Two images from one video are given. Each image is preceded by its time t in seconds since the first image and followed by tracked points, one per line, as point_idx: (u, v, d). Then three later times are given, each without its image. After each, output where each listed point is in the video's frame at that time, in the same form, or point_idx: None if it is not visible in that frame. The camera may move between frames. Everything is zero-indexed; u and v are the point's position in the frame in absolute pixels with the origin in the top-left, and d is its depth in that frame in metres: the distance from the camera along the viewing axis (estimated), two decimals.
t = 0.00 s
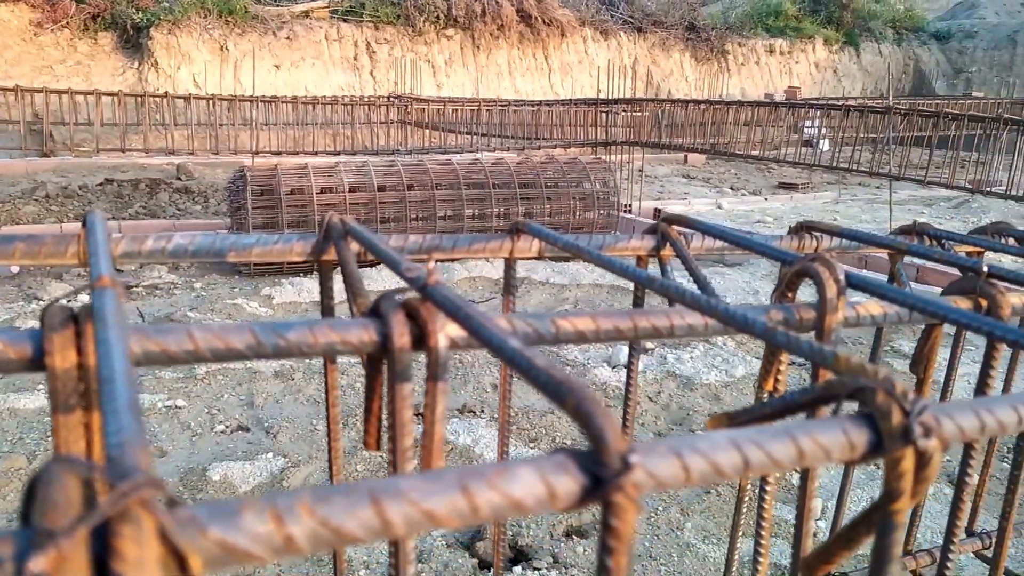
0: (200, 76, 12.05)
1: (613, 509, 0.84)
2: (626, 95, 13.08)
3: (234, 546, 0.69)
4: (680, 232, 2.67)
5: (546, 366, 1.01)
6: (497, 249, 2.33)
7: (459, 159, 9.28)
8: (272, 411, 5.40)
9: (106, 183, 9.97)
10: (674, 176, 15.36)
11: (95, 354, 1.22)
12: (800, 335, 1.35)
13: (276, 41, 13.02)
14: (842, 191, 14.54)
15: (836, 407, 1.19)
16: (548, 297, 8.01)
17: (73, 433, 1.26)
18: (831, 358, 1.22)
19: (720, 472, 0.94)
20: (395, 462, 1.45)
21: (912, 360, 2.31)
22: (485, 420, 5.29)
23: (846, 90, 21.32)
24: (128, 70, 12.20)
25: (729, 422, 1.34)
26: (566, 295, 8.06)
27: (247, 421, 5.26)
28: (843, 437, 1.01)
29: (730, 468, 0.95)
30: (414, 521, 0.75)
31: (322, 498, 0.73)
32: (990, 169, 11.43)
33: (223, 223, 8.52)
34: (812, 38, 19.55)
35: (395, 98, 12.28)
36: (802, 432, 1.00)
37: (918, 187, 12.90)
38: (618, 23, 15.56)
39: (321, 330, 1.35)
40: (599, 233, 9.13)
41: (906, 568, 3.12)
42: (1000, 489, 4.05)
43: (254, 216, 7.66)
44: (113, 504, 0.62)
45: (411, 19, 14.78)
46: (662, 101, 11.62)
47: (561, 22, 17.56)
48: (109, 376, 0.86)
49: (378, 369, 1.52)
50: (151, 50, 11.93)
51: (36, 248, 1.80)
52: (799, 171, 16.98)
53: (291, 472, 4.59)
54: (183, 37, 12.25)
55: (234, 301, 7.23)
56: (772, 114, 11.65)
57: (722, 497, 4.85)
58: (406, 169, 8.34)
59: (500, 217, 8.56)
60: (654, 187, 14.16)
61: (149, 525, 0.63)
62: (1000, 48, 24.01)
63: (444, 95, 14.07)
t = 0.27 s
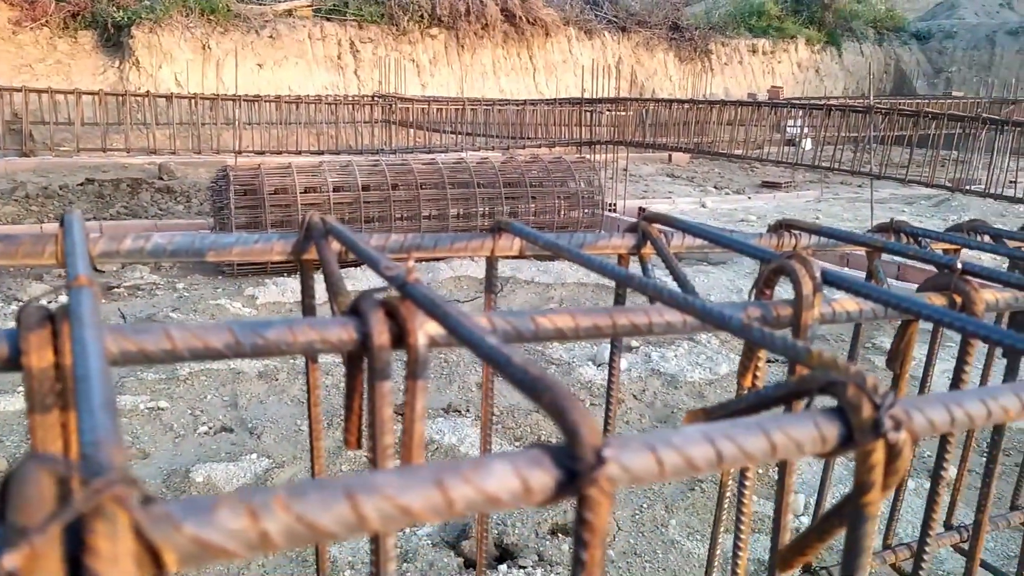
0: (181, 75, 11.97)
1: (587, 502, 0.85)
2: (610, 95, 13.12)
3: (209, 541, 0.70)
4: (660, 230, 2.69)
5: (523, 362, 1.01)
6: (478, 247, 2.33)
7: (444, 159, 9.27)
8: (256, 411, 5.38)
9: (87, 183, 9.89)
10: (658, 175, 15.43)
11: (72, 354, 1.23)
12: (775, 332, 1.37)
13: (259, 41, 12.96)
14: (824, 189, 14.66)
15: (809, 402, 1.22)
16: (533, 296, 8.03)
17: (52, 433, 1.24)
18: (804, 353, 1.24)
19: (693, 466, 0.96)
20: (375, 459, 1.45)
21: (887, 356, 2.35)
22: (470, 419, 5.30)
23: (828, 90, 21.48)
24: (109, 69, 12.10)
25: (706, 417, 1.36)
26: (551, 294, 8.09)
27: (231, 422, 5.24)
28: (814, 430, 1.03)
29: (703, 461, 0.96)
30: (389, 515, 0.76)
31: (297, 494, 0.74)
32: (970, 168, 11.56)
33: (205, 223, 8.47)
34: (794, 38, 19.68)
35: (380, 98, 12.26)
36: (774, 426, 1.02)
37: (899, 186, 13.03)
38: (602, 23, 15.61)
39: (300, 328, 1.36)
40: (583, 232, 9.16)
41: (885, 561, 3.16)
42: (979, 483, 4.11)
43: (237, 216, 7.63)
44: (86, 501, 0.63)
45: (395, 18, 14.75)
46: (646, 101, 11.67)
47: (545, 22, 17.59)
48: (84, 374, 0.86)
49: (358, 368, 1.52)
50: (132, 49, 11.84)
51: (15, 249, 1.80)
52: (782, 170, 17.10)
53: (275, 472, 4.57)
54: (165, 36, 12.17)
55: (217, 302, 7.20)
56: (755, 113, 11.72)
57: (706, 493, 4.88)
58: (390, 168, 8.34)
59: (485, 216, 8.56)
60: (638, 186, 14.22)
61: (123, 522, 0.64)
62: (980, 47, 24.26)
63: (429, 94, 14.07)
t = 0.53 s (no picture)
0: (161, 76, 11.88)
1: (557, 502, 0.86)
2: (592, 95, 13.16)
3: (177, 547, 0.70)
4: (638, 231, 2.71)
5: (495, 364, 1.02)
6: (456, 249, 2.33)
7: (427, 160, 9.26)
8: (237, 414, 5.35)
9: (64, 185, 9.79)
10: (640, 176, 15.50)
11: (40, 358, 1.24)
12: (747, 333, 1.38)
13: (239, 41, 12.87)
14: (804, 189, 14.78)
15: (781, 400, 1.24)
16: (517, 297, 8.04)
17: (22, 436, 1.27)
18: (774, 353, 1.26)
19: (662, 466, 0.97)
20: (350, 462, 1.45)
21: (861, 355, 2.38)
22: (453, 420, 5.30)
23: (808, 91, 21.66)
24: (87, 69, 11.98)
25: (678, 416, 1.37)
26: (534, 295, 8.10)
27: (212, 426, 5.21)
28: (782, 429, 1.05)
29: (673, 461, 0.98)
30: (359, 518, 0.77)
31: (266, 498, 0.75)
32: (947, 168, 11.70)
33: (185, 225, 8.42)
34: (775, 39, 19.83)
35: (362, 99, 12.22)
36: (742, 425, 1.03)
37: (878, 186, 13.16)
38: (584, 23, 15.66)
39: (275, 331, 1.36)
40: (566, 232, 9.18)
41: (863, 557, 3.20)
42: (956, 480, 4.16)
43: (217, 218, 7.59)
44: (52, 506, 0.63)
45: (377, 19, 14.70)
46: (627, 101, 11.72)
47: (527, 23, 17.61)
48: (53, 378, 0.86)
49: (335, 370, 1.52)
50: (110, 49, 11.73)
51: None
52: (763, 170, 17.22)
53: (257, 476, 4.55)
54: (144, 36, 12.06)
55: (198, 304, 7.15)
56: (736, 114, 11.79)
57: (688, 492, 4.91)
58: (372, 169, 8.33)
59: (468, 217, 8.54)
60: (621, 187, 14.27)
61: (89, 527, 0.64)
62: (956, 48, 24.53)
63: (411, 95, 14.05)
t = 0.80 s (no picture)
0: (142, 76, 11.79)
1: (528, 500, 0.86)
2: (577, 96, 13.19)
3: (143, 548, 0.70)
4: (617, 230, 2.72)
5: (468, 364, 1.02)
6: (435, 250, 2.33)
7: (411, 160, 9.25)
8: (220, 416, 5.32)
9: (44, 186, 9.70)
10: (625, 176, 15.55)
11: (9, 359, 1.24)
12: (723, 332, 1.40)
13: (222, 41, 12.80)
14: (787, 190, 14.89)
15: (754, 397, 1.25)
16: (502, 297, 8.05)
17: None
18: (747, 352, 1.27)
19: (634, 463, 0.97)
20: (326, 462, 1.45)
21: (838, 353, 2.41)
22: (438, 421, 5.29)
23: (791, 92, 21.82)
24: (67, 69, 11.87)
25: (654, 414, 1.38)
26: (519, 295, 8.11)
27: (194, 428, 5.18)
28: (753, 427, 1.07)
29: (645, 460, 0.98)
30: (328, 518, 0.77)
31: (234, 498, 0.74)
32: (927, 168, 11.82)
33: (167, 226, 8.36)
34: (758, 41, 19.96)
35: (346, 99, 12.19)
36: (714, 423, 1.04)
37: (860, 187, 13.28)
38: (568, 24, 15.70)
39: (250, 332, 1.35)
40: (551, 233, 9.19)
41: (844, 554, 3.23)
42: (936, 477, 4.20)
43: (200, 219, 7.55)
44: (14, 508, 0.63)
45: (361, 19, 14.66)
46: (612, 102, 11.75)
47: (512, 24, 17.63)
48: (19, 379, 0.86)
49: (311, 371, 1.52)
50: (91, 49, 11.63)
51: None
52: (746, 171, 17.33)
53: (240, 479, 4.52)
54: (125, 36, 11.97)
55: (180, 306, 7.10)
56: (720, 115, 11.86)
57: (672, 491, 4.93)
58: (356, 170, 8.31)
59: (454, 218, 8.52)
60: (606, 187, 14.32)
61: (52, 530, 0.64)
62: (935, 49, 24.81)
63: (396, 96, 14.03)
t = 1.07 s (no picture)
0: (127, 76, 11.70)
1: (505, 497, 0.87)
2: (564, 96, 13.21)
3: (115, 547, 0.70)
4: (600, 230, 2.73)
5: (446, 360, 1.02)
6: (418, 249, 2.32)
7: (399, 160, 9.24)
8: (205, 418, 5.29)
9: (28, 188, 9.61)
10: (613, 176, 15.58)
11: None
12: (701, 329, 1.41)
13: (207, 41, 12.71)
14: (774, 189, 14.97)
15: (732, 395, 1.26)
16: (490, 297, 8.05)
17: None
18: (726, 348, 1.28)
19: (613, 460, 0.98)
20: (307, 461, 1.43)
21: (819, 350, 2.44)
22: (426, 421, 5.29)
23: (777, 91, 21.94)
24: (50, 69, 11.76)
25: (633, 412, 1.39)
26: (507, 295, 8.12)
27: (179, 430, 5.14)
28: (731, 424, 1.08)
29: (622, 456, 0.99)
30: (302, 516, 0.76)
31: (207, 496, 0.74)
32: (912, 167, 11.91)
33: (152, 227, 8.30)
34: (744, 41, 20.05)
35: (333, 100, 12.15)
36: (692, 420, 1.05)
37: (845, 186, 13.36)
38: (556, 25, 15.73)
39: (229, 333, 1.35)
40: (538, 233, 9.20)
41: (829, 550, 3.25)
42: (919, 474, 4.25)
43: (185, 219, 7.50)
44: None
45: (348, 18, 14.61)
46: (599, 102, 11.78)
47: (500, 24, 17.62)
48: None
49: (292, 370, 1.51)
50: (75, 48, 11.52)
51: None
52: (733, 170, 17.40)
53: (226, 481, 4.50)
54: (110, 36, 11.87)
55: (165, 307, 7.05)
56: (706, 115, 11.90)
57: (659, 490, 4.95)
58: (343, 170, 8.29)
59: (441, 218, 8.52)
60: (594, 187, 14.36)
61: (19, 528, 0.66)
62: (919, 49, 24.99)
63: (383, 96, 14.00)
